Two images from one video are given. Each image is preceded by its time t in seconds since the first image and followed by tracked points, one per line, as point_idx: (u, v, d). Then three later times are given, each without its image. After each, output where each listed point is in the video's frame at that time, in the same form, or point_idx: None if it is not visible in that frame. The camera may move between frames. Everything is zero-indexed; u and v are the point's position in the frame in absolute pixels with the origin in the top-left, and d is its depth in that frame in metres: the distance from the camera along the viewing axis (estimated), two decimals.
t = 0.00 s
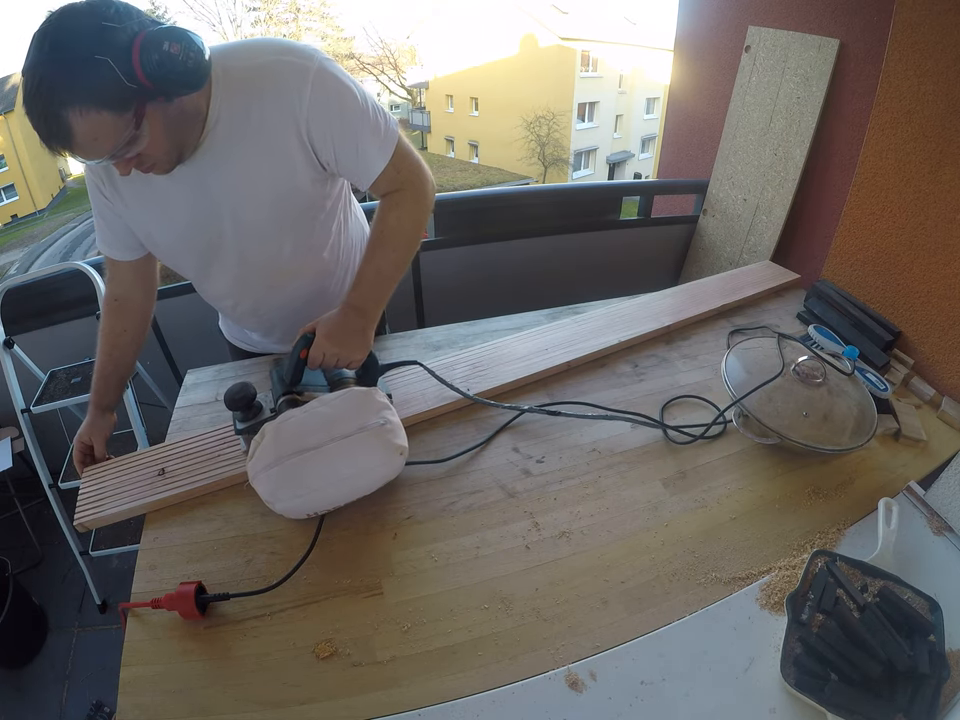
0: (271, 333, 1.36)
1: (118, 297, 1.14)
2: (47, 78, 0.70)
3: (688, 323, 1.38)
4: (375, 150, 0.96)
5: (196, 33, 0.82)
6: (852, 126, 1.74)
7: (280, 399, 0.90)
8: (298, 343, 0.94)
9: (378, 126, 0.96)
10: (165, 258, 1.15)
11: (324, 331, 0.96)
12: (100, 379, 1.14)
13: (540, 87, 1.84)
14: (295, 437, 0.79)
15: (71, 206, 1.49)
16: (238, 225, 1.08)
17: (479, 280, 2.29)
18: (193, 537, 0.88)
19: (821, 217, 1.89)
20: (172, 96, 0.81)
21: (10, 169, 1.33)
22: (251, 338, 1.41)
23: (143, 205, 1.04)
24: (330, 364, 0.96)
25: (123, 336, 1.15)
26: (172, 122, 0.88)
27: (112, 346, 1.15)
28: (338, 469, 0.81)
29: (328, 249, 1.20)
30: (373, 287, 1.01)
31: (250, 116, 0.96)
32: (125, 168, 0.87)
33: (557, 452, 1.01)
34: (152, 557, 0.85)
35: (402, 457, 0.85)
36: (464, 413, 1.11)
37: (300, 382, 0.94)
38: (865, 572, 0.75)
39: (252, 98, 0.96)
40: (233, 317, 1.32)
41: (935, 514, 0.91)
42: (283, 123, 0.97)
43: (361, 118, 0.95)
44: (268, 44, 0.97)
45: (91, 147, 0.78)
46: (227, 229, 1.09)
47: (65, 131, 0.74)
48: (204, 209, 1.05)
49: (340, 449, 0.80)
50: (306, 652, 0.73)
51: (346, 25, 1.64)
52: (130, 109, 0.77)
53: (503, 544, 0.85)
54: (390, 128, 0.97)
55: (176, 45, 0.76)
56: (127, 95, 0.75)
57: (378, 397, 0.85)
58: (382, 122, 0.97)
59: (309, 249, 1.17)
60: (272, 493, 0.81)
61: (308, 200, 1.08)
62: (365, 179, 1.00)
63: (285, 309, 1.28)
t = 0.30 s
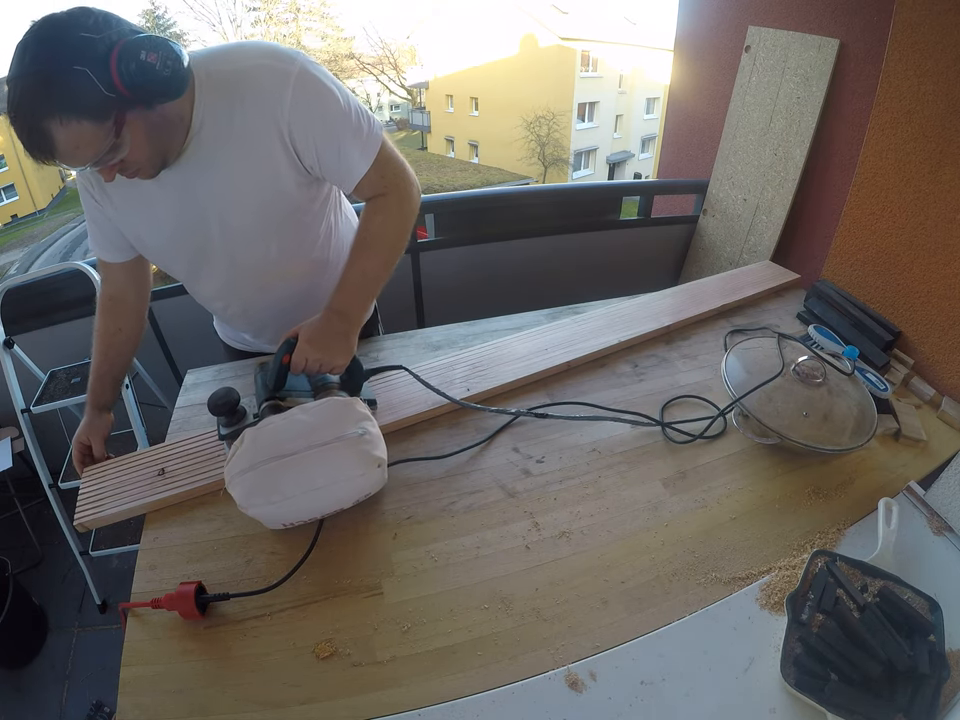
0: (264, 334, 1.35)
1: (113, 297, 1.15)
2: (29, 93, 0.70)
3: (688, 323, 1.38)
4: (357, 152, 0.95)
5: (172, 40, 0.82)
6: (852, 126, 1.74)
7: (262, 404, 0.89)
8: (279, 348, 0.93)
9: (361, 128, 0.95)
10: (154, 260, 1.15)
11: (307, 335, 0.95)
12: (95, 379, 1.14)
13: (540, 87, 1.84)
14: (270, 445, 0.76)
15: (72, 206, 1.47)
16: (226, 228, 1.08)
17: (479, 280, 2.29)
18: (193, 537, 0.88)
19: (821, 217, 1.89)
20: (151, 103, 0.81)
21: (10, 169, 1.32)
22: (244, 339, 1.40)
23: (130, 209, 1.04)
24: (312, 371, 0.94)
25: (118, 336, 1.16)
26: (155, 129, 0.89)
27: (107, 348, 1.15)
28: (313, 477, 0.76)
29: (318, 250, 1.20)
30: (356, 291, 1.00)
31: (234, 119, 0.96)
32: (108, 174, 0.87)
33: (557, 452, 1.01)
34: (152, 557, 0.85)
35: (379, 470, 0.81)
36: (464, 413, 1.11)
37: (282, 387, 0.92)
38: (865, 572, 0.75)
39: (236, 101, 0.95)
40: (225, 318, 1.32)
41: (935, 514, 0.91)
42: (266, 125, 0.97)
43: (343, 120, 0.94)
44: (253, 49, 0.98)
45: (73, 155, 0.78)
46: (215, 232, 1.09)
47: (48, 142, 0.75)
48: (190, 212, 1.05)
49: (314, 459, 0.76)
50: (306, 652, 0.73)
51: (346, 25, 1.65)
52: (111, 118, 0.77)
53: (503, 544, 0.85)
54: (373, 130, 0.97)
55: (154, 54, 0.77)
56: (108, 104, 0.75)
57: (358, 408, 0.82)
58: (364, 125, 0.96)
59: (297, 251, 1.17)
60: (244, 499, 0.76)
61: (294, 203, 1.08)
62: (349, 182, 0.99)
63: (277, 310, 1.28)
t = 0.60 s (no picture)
0: (254, 335, 1.35)
1: (104, 300, 1.14)
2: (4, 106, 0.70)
3: (688, 323, 1.38)
4: (335, 158, 0.93)
5: (149, 49, 0.81)
6: (852, 126, 1.74)
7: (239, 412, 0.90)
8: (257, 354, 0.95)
9: (338, 133, 0.92)
10: (142, 263, 1.15)
11: (284, 342, 0.94)
12: (88, 381, 1.14)
13: (540, 87, 1.84)
14: (243, 453, 0.77)
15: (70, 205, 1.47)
16: (209, 233, 1.07)
17: (479, 280, 2.29)
18: (194, 537, 0.88)
19: (821, 217, 1.89)
20: (128, 115, 0.81)
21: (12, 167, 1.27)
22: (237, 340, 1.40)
23: (114, 214, 1.04)
24: (289, 378, 0.94)
25: (111, 337, 1.16)
26: (133, 140, 0.87)
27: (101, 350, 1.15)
28: (284, 487, 0.77)
29: (304, 254, 1.18)
30: (335, 299, 0.98)
31: (214, 125, 0.94)
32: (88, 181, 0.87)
33: (557, 452, 1.01)
34: (152, 557, 0.85)
35: (353, 480, 0.80)
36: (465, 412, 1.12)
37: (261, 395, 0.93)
38: (865, 572, 0.75)
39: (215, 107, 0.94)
40: (213, 319, 1.31)
41: (935, 514, 0.91)
42: (244, 132, 0.95)
43: (321, 126, 0.92)
44: (234, 54, 0.96)
45: (51, 167, 0.78)
46: (198, 237, 1.08)
47: (25, 153, 0.75)
48: (172, 218, 1.04)
49: (285, 468, 0.77)
50: (306, 652, 0.73)
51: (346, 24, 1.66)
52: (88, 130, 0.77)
53: (502, 544, 0.85)
54: (353, 136, 0.94)
55: (127, 67, 0.76)
56: (84, 117, 0.75)
57: (332, 417, 0.83)
58: (343, 130, 0.93)
59: (282, 255, 1.15)
60: (218, 508, 0.77)
61: (277, 208, 1.06)
62: (328, 187, 0.97)
63: (265, 313, 1.27)
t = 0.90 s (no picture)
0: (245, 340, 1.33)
1: (99, 308, 1.14)
2: None
3: (688, 323, 1.38)
4: (308, 168, 0.91)
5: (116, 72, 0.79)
6: (852, 126, 1.74)
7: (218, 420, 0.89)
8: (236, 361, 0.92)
9: (310, 143, 0.90)
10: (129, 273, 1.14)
11: (260, 348, 0.92)
12: (86, 385, 1.15)
13: (540, 87, 1.85)
14: (217, 464, 0.76)
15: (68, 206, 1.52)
16: (190, 246, 1.05)
17: (479, 280, 2.29)
18: (194, 537, 0.88)
19: (821, 217, 1.89)
20: (102, 138, 0.80)
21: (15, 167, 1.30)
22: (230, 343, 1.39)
23: (95, 226, 1.02)
24: (267, 385, 0.91)
25: (107, 344, 1.16)
26: (109, 157, 0.86)
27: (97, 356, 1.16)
28: (261, 496, 0.77)
29: (289, 261, 1.16)
30: (314, 306, 0.96)
31: (188, 140, 0.92)
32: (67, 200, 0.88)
33: (557, 452, 1.01)
34: (152, 557, 0.85)
35: (329, 487, 0.81)
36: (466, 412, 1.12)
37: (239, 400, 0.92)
38: (865, 572, 0.75)
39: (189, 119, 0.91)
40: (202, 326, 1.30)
41: (935, 514, 0.91)
42: (217, 144, 0.92)
43: (293, 136, 0.90)
44: (207, 64, 0.93)
45: (29, 188, 0.79)
46: (180, 249, 1.06)
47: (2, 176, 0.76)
48: (153, 231, 1.02)
49: (260, 477, 0.76)
50: (306, 652, 0.73)
51: (346, 24, 1.68)
52: (61, 154, 0.77)
53: (502, 544, 0.85)
54: (326, 145, 0.92)
55: (93, 94, 0.74)
56: (55, 143, 0.74)
57: (306, 424, 0.83)
58: (315, 138, 0.91)
59: (266, 264, 1.13)
60: (194, 517, 0.76)
61: (258, 219, 1.04)
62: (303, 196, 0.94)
63: (254, 318, 1.25)
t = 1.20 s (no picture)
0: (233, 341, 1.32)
1: (90, 314, 1.14)
2: None
3: (688, 324, 1.38)
4: (274, 175, 0.86)
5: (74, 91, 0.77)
6: (852, 127, 1.74)
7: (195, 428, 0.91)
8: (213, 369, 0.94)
9: (275, 150, 0.85)
10: (115, 281, 1.13)
11: (235, 357, 0.92)
12: (82, 391, 1.15)
13: (540, 87, 1.88)
14: (191, 474, 0.77)
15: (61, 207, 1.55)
16: (169, 255, 1.03)
17: (480, 280, 2.29)
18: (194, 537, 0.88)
19: (821, 217, 1.89)
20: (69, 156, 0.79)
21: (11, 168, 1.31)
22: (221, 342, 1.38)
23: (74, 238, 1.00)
24: (243, 392, 0.93)
25: (100, 348, 1.16)
26: (79, 175, 0.84)
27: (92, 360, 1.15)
28: (233, 507, 0.77)
29: (269, 264, 1.13)
30: (288, 312, 0.95)
31: (156, 153, 0.88)
32: (42, 219, 0.87)
33: (557, 452, 1.01)
34: (151, 557, 0.85)
35: (301, 503, 0.80)
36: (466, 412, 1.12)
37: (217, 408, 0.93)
38: (865, 572, 0.75)
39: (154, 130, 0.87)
40: (189, 329, 1.29)
41: (935, 514, 0.91)
42: (184, 156, 0.88)
43: (258, 142, 0.85)
44: (173, 72, 0.89)
45: None
46: (160, 258, 1.04)
47: None
48: (131, 243, 1.00)
49: (230, 489, 0.76)
50: (306, 652, 0.73)
51: (346, 24, 1.69)
52: (27, 175, 0.76)
53: (502, 543, 0.85)
54: (293, 149, 0.87)
55: (54, 115, 0.72)
56: (21, 165, 0.73)
57: (281, 437, 0.83)
58: (280, 143, 0.86)
59: (246, 269, 1.11)
60: (164, 528, 0.75)
61: (234, 225, 1.01)
62: (273, 204, 0.90)
63: (241, 320, 1.24)
